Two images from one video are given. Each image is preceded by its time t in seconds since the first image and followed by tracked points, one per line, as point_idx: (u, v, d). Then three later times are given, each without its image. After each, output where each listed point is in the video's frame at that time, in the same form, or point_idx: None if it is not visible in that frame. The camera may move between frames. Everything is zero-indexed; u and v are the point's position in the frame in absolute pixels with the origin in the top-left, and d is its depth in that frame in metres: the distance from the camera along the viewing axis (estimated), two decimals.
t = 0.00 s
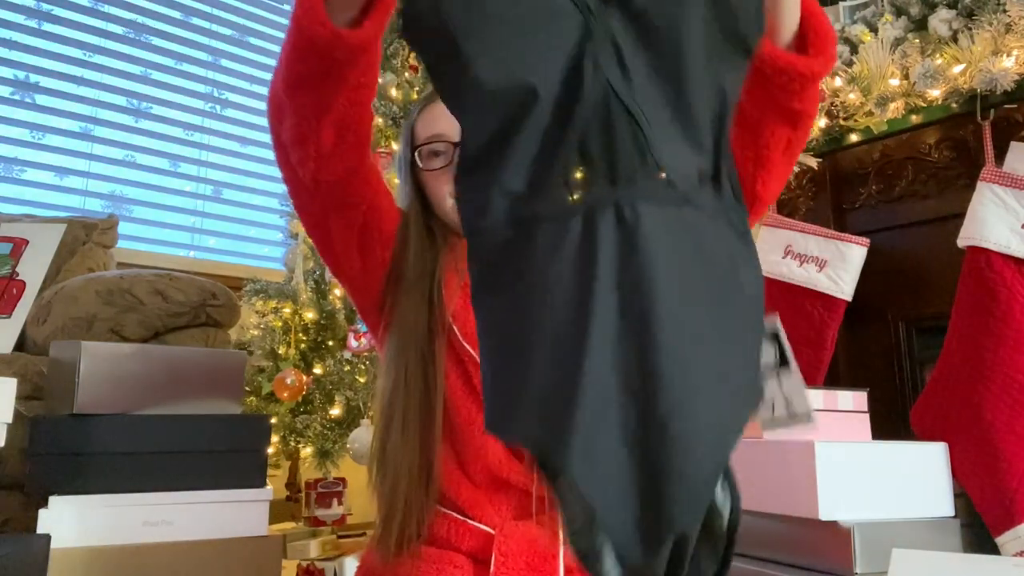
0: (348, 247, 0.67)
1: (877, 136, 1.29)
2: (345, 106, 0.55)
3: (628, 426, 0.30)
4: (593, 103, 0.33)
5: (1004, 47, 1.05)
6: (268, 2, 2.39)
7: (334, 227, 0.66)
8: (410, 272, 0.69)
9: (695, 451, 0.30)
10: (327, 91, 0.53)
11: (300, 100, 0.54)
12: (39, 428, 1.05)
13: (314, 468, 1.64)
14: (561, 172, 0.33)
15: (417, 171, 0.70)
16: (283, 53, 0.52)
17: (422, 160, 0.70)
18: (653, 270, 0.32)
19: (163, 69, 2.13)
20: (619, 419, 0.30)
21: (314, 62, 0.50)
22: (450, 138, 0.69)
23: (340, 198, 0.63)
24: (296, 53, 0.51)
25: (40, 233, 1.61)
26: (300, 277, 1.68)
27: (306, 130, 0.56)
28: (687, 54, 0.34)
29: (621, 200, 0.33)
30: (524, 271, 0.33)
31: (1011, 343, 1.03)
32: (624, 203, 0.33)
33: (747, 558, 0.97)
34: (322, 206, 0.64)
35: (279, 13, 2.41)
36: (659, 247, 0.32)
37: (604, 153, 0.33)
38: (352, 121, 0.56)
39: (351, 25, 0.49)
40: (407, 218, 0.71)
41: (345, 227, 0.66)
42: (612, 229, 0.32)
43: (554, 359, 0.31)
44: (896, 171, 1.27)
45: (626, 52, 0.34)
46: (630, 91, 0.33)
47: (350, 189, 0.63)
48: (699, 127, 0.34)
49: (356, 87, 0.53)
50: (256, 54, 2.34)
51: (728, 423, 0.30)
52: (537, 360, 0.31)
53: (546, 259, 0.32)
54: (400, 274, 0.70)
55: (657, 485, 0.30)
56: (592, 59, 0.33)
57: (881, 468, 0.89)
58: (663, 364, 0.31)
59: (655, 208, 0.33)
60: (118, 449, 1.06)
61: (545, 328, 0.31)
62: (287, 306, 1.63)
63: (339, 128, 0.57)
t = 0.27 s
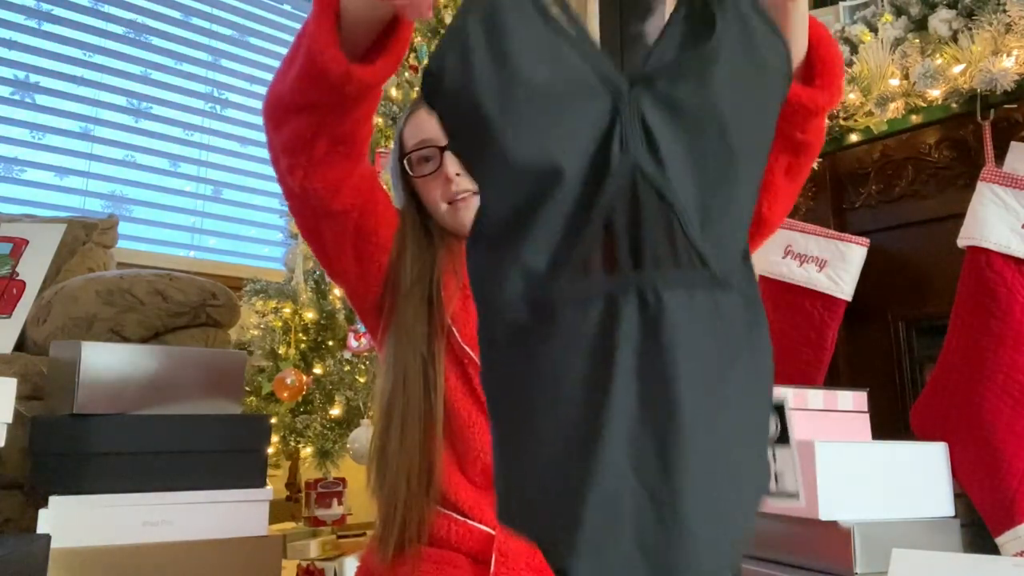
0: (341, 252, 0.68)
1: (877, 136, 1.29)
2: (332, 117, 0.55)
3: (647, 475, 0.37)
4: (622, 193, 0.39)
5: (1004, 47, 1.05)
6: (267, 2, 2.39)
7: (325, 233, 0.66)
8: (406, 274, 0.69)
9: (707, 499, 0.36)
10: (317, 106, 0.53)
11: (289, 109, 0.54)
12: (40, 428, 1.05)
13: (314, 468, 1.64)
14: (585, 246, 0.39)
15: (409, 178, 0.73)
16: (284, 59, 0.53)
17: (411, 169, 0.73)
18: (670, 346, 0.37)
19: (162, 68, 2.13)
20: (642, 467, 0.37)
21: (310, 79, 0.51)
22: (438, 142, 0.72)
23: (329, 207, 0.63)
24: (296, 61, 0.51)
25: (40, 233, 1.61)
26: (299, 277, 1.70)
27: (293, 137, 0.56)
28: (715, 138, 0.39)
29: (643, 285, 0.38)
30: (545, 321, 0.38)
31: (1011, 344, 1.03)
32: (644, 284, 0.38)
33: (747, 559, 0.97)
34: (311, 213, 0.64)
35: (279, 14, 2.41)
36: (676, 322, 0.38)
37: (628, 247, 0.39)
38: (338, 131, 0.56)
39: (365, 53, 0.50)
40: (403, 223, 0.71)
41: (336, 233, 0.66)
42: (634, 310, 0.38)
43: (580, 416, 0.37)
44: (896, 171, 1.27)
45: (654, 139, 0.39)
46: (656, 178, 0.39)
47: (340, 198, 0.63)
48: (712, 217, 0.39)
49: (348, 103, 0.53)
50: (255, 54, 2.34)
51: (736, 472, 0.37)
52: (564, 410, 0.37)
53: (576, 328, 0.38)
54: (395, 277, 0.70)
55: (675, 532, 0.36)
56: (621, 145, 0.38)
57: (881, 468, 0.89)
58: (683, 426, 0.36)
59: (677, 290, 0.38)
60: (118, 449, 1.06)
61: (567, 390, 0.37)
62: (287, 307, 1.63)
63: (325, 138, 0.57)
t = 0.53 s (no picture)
0: (341, 258, 0.69)
1: (877, 136, 1.29)
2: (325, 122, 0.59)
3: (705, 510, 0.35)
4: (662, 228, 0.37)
5: (1004, 47, 1.05)
6: (267, 2, 2.39)
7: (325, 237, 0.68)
8: (406, 278, 0.70)
9: (758, 543, 0.35)
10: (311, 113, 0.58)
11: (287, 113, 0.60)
12: (40, 428, 1.05)
13: (314, 468, 1.64)
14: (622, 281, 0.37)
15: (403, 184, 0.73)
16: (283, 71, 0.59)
17: (402, 175, 0.73)
18: (714, 384, 0.36)
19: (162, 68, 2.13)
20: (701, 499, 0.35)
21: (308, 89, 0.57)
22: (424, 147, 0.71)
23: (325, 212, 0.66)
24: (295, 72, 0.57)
25: (40, 232, 1.61)
26: (300, 277, 1.70)
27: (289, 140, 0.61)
28: (731, 168, 0.39)
29: (685, 321, 0.36)
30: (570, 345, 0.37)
31: (1012, 344, 1.03)
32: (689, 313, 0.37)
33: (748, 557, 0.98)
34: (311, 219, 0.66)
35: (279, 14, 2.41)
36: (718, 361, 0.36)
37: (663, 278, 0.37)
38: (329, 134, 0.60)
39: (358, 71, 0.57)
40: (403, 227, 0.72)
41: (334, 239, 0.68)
42: (676, 346, 0.36)
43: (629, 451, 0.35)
44: (896, 171, 1.27)
45: (679, 174, 0.38)
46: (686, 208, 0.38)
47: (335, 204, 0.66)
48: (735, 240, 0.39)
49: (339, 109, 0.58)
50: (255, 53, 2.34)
51: (781, 507, 0.36)
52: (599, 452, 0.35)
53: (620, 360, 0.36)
54: (395, 281, 0.71)
55: None
56: (648, 179, 0.37)
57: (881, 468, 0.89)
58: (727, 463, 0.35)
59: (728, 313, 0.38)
60: (118, 450, 1.06)
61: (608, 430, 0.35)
62: (287, 307, 1.62)
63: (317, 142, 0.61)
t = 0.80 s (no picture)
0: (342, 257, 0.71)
1: (877, 137, 1.28)
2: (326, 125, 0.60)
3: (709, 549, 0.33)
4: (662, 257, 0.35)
5: (1004, 47, 1.05)
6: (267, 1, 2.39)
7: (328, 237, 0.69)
8: (406, 279, 0.70)
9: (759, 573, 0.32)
10: (313, 110, 0.58)
11: (288, 118, 0.61)
12: (40, 428, 1.05)
13: (314, 468, 1.64)
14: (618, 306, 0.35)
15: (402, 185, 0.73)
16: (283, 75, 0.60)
17: (400, 176, 0.73)
18: (707, 403, 0.33)
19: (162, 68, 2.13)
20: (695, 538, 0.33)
21: (310, 95, 0.57)
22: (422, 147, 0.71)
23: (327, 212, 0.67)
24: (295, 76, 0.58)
25: (40, 232, 1.61)
26: (300, 277, 1.69)
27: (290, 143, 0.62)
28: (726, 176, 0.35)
29: (672, 337, 0.34)
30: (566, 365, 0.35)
31: (1011, 343, 1.03)
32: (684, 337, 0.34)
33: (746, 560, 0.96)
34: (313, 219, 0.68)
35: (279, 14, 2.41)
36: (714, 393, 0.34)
37: (650, 294, 0.35)
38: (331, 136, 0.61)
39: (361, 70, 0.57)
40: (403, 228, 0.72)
41: (337, 238, 0.69)
42: (667, 363, 0.34)
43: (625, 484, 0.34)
44: (896, 171, 1.27)
45: (672, 196, 0.35)
46: (679, 226, 0.35)
47: (337, 203, 0.68)
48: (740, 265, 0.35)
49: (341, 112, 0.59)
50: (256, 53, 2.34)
51: (794, 540, 0.33)
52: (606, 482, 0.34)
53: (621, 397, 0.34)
54: (394, 281, 0.71)
55: None
56: (639, 203, 0.35)
57: (880, 468, 0.89)
58: (724, 491, 0.33)
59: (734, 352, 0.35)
60: (118, 449, 1.06)
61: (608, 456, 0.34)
62: (286, 307, 1.63)
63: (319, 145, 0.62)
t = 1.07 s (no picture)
0: (359, 239, 0.68)
1: (877, 136, 1.29)
2: (365, 113, 0.56)
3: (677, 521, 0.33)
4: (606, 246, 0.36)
5: (1004, 47, 1.05)
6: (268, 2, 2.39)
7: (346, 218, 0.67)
8: (412, 274, 0.70)
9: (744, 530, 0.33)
10: (359, 88, 0.53)
11: (326, 96, 0.56)
12: (39, 428, 1.05)
13: (314, 468, 1.64)
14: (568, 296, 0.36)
15: (406, 181, 0.71)
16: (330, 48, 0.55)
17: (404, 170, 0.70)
18: (673, 362, 0.34)
19: (162, 69, 2.13)
20: (666, 512, 0.33)
21: (354, 75, 0.53)
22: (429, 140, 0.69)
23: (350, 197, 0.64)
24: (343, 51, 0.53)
25: (40, 232, 1.61)
26: (300, 277, 1.69)
27: (322, 124, 0.58)
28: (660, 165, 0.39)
29: (636, 302, 0.36)
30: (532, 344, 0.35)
31: (1011, 344, 1.03)
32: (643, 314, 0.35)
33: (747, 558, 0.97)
34: (334, 200, 0.65)
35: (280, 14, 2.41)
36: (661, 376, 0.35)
37: (615, 273, 0.37)
38: (368, 128, 0.57)
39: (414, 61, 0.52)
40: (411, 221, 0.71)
41: (356, 221, 0.67)
42: (633, 331, 0.35)
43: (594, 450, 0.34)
44: (896, 171, 1.27)
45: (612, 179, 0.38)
46: (627, 213, 0.38)
47: (362, 191, 0.64)
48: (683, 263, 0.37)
49: (384, 101, 0.54)
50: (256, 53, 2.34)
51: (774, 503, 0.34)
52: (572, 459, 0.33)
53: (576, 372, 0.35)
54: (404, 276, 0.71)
55: None
56: (586, 184, 0.38)
57: (881, 468, 0.89)
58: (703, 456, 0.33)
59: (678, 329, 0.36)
60: (118, 449, 1.06)
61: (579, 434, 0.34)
62: (287, 306, 1.63)
63: (353, 135, 0.58)
